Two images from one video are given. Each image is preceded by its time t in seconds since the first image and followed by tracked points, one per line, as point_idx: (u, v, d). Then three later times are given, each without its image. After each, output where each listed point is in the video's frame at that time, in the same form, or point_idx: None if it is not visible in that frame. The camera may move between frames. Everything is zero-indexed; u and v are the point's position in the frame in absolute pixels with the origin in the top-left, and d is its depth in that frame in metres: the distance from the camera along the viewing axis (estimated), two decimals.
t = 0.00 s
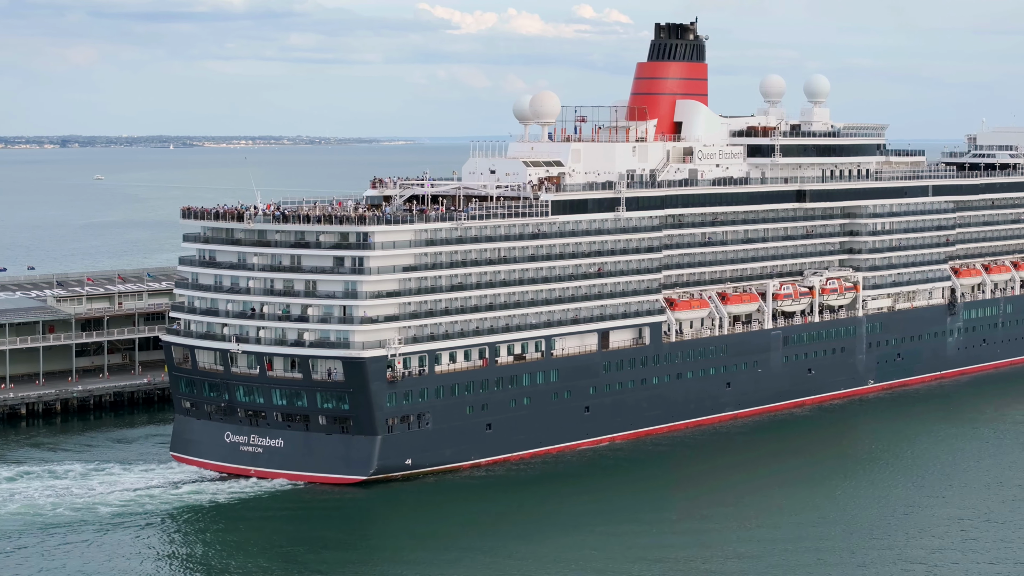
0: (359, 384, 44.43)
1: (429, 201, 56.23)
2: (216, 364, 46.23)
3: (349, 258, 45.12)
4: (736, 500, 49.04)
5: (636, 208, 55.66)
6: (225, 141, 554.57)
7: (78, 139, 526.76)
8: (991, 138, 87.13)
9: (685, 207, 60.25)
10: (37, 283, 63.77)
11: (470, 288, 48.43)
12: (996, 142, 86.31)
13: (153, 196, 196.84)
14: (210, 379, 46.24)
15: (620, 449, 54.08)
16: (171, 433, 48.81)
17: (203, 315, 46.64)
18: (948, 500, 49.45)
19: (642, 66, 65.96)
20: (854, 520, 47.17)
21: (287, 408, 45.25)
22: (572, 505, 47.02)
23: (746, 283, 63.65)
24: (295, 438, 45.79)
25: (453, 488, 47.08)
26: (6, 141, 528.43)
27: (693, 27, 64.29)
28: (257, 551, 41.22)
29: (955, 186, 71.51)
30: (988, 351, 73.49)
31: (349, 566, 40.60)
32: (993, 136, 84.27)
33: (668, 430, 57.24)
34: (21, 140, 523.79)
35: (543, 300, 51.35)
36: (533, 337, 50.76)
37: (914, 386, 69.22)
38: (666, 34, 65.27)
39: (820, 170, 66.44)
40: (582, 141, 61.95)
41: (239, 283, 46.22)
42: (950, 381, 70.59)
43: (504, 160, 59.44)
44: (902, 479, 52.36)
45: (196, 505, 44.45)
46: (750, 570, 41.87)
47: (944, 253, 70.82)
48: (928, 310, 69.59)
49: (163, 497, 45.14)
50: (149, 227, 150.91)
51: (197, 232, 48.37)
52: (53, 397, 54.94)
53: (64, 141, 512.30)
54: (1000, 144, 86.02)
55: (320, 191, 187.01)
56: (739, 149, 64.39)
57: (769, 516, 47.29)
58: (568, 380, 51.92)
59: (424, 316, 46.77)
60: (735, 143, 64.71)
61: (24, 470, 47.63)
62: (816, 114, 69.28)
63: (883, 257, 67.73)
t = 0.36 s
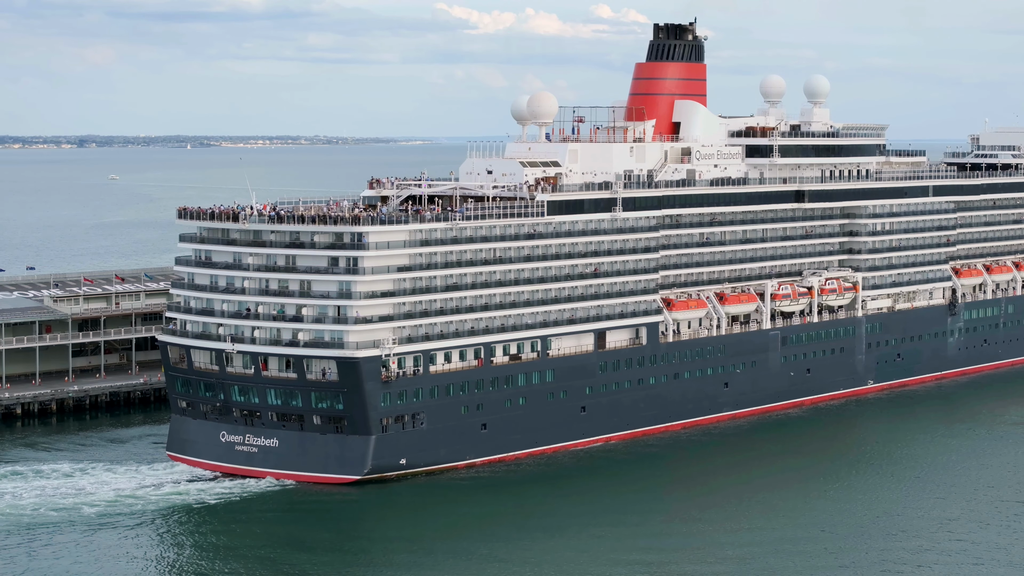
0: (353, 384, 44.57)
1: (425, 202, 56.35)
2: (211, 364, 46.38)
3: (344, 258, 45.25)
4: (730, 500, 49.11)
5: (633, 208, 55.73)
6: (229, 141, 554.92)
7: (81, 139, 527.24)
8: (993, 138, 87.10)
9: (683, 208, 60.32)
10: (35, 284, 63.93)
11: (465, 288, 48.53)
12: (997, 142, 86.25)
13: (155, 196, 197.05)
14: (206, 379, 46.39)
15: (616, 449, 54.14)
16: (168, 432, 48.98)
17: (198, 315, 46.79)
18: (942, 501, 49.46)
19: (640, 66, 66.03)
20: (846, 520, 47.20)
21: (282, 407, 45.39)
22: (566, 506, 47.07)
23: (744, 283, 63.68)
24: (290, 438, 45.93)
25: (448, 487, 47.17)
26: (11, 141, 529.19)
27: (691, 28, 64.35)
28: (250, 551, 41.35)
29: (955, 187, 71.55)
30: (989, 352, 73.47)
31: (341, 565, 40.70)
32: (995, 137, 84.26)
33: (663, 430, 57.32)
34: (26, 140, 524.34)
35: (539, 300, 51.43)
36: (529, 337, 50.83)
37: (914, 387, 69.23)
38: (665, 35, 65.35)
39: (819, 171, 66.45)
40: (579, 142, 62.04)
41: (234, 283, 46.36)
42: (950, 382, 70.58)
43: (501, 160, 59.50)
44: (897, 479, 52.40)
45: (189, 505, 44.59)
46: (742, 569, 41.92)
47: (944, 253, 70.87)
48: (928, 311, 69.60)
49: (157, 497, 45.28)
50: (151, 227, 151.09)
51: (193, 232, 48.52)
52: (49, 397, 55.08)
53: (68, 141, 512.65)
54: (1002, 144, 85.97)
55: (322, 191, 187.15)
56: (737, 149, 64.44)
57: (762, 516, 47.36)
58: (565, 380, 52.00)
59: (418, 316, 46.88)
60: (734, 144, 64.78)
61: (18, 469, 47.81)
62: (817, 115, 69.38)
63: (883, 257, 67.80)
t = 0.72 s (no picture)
0: (347, 383, 44.70)
1: (422, 202, 56.48)
2: (207, 364, 46.56)
3: (338, 258, 45.40)
4: (723, 500, 49.18)
5: (629, 208, 55.83)
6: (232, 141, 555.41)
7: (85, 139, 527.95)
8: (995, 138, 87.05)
9: (681, 208, 60.39)
10: (33, 283, 64.10)
11: (460, 288, 48.65)
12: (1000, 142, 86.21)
13: (157, 196, 197.27)
14: (201, 379, 46.57)
15: (613, 449, 54.23)
16: (165, 431, 49.16)
17: (194, 315, 46.96)
18: (935, 502, 49.49)
19: (638, 66, 66.11)
20: (838, 520, 47.27)
21: (276, 407, 45.53)
22: (560, 505, 47.14)
23: (742, 283, 63.74)
24: (285, 438, 46.06)
25: (442, 487, 47.28)
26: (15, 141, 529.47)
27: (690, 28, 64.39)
28: (243, 550, 41.50)
29: (957, 187, 71.57)
30: (989, 352, 73.47)
31: (333, 564, 40.83)
32: (998, 136, 84.18)
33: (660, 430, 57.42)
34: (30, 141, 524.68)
35: (534, 300, 51.53)
36: (525, 337, 50.92)
37: (914, 387, 69.26)
38: (663, 35, 65.41)
39: (819, 171, 66.41)
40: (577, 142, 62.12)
41: (230, 283, 46.50)
42: (951, 382, 70.57)
43: (498, 161, 59.60)
44: (891, 479, 52.51)
45: (184, 503, 44.75)
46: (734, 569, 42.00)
47: (945, 253, 70.90)
48: (929, 311, 69.62)
49: (151, 496, 45.46)
50: (153, 226, 151.31)
51: (189, 232, 48.66)
52: (44, 396, 55.25)
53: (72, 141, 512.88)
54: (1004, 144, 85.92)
55: (325, 191, 187.30)
56: (736, 149, 64.52)
57: (754, 516, 47.43)
58: (561, 380, 52.08)
59: (413, 316, 47.00)
60: (732, 144, 64.83)
61: (14, 468, 48.02)
62: (817, 114, 69.46)
63: (883, 257, 67.84)
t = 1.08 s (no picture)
0: (341, 383, 44.87)
1: (419, 202, 56.64)
2: (203, 363, 46.75)
3: (333, 258, 45.57)
4: (716, 500, 49.26)
5: (626, 208, 55.94)
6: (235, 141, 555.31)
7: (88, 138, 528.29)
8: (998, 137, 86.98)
9: (679, 208, 60.48)
10: (31, 283, 64.28)
11: (456, 288, 48.77)
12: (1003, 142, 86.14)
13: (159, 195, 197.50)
14: (197, 378, 46.75)
15: (609, 449, 54.32)
16: (162, 430, 49.34)
17: (190, 315, 47.13)
18: (929, 503, 49.53)
19: (637, 66, 66.19)
20: (831, 520, 47.36)
21: (271, 406, 45.70)
22: (555, 505, 47.25)
23: (741, 283, 63.76)
24: (280, 437, 46.23)
25: (437, 486, 47.42)
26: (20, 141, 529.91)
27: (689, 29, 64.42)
28: (237, 549, 41.68)
29: (958, 186, 71.60)
30: (991, 352, 73.48)
31: (325, 563, 40.97)
32: (1001, 136, 84.19)
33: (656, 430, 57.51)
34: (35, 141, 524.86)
35: (530, 300, 51.62)
36: (521, 337, 51.02)
37: (915, 387, 69.30)
38: (663, 36, 65.40)
39: (819, 171, 66.44)
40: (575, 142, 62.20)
41: (225, 283, 46.66)
42: (952, 382, 70.54)
43: (496, 161, 59.71)
44: (886, 479, 52.58)
45: (178, 502, 44.91)
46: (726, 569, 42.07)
47: (946, 253, 70.95)
48: (929, 311, 69.66)
49: (146, 495, 45.65)
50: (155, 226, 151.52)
51: (186, 232, 48.82)
52: (41, 396, 55.43)
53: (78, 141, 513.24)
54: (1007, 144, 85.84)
55: (327, 190, 187.42)
56: (735, 149, 64.66)
57: (747, 516, 47.53)
58: (557, 380, 52.18)
59: (408, 316, 47.13)
60: (731, 144, 64.87)
61: (10, 467, 48.24)
62: (817, 114, 69.54)
63: (883, 257, 67.88)
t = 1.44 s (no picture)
0: (335, 383, 45.04)
1: (415, 202, 56.77)
2: (199, 363, 46.92)
3: (327, 258, 45.76)
4: (709, 499, 49.41)
5: (623, 208, 56.05)
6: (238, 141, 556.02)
7: (91, 138, 529.01)
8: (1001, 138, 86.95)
9: (676, 208, 60.55)
10: (28, 283, 64.47)
11: (451, 289, 48.90)
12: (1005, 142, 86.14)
13: (161, 195, 197.63)
14: (193, 378, 46.93)
15: (604, 449, 54.42)
16: (158, 430, 49.54)
17: (185, 315, 47.30)
18: (923, 505, 49.56)
19: (635, 67, 66.32)
20: (826, 521, 47.40)
21: (266, 406, 45.89)
22: (551, 505, 47.33)
23: (739, 284, 63.77)
24: (274, 437, 46.42)
25: (431, 486, 47.56)
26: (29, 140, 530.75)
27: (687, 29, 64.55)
28: (231, 548, 41.88)
29: (958, 187, 71.68)
30: (991, 352, 73.51)
31: (317, 563, 41.13)
32: (1003, 136, 84.22)
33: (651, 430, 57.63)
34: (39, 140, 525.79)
35: (526, 301, 51.72)
36: (516, 337, 51.12)
37: (915, 387, 69.36)
38: (661, 36, 65.58)
39: (818, 171, 66.58)
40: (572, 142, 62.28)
41: (221, 283, 46.83)
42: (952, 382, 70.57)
43: (492, 161, 59.81)
44: (879, 480, 52.72)
45: (172, 502, 45.12)
46: (716, 568, 42.19)
47: (946, 254, 71.02)
48: (930, 312, 69.69)
49: (140, 494, 45.86)
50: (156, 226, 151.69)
51: (182, 233, 48.99)
52: (36, 396, 55.61)
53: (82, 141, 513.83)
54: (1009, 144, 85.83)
55: (329, 190, 187.51)
56: (733, 149, 64.70)
57: (740, 516, 47.63)
58: (552, 380, 52.27)
59: (403, 316, 47.28)
60: (729, 144, 64.90)
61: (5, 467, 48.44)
62: (817, 115, 69.69)
63: (882, 258, 67.89)
